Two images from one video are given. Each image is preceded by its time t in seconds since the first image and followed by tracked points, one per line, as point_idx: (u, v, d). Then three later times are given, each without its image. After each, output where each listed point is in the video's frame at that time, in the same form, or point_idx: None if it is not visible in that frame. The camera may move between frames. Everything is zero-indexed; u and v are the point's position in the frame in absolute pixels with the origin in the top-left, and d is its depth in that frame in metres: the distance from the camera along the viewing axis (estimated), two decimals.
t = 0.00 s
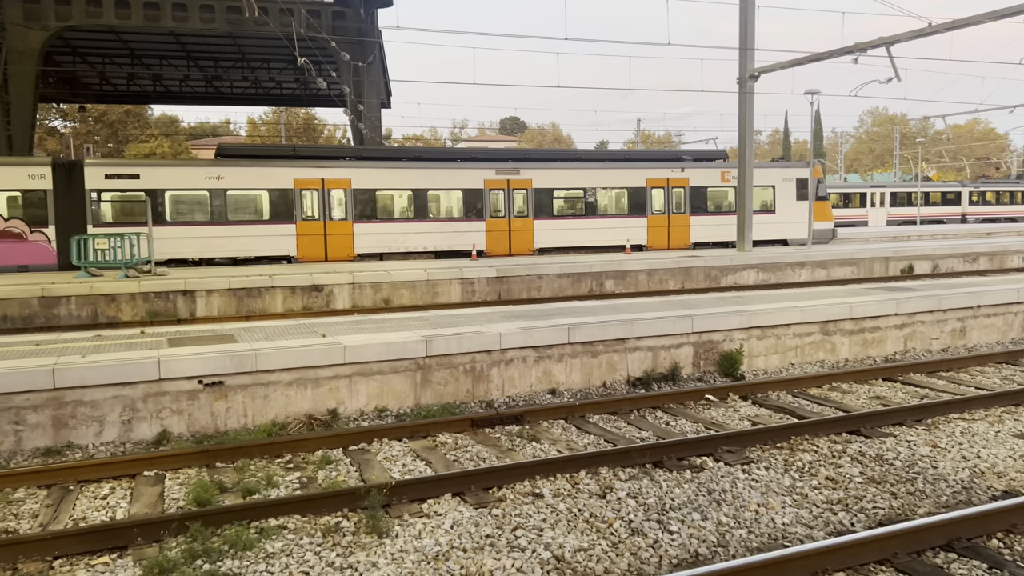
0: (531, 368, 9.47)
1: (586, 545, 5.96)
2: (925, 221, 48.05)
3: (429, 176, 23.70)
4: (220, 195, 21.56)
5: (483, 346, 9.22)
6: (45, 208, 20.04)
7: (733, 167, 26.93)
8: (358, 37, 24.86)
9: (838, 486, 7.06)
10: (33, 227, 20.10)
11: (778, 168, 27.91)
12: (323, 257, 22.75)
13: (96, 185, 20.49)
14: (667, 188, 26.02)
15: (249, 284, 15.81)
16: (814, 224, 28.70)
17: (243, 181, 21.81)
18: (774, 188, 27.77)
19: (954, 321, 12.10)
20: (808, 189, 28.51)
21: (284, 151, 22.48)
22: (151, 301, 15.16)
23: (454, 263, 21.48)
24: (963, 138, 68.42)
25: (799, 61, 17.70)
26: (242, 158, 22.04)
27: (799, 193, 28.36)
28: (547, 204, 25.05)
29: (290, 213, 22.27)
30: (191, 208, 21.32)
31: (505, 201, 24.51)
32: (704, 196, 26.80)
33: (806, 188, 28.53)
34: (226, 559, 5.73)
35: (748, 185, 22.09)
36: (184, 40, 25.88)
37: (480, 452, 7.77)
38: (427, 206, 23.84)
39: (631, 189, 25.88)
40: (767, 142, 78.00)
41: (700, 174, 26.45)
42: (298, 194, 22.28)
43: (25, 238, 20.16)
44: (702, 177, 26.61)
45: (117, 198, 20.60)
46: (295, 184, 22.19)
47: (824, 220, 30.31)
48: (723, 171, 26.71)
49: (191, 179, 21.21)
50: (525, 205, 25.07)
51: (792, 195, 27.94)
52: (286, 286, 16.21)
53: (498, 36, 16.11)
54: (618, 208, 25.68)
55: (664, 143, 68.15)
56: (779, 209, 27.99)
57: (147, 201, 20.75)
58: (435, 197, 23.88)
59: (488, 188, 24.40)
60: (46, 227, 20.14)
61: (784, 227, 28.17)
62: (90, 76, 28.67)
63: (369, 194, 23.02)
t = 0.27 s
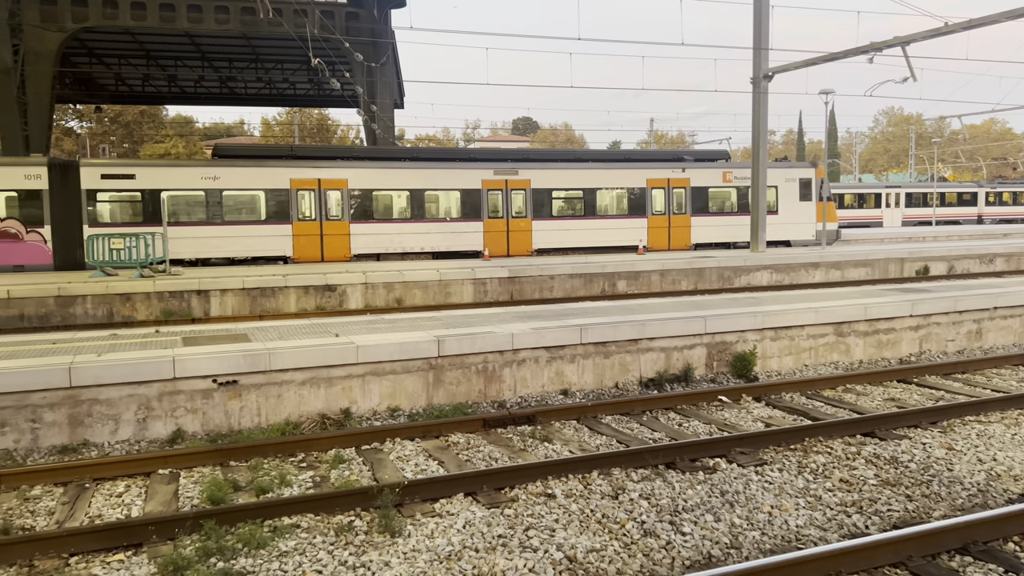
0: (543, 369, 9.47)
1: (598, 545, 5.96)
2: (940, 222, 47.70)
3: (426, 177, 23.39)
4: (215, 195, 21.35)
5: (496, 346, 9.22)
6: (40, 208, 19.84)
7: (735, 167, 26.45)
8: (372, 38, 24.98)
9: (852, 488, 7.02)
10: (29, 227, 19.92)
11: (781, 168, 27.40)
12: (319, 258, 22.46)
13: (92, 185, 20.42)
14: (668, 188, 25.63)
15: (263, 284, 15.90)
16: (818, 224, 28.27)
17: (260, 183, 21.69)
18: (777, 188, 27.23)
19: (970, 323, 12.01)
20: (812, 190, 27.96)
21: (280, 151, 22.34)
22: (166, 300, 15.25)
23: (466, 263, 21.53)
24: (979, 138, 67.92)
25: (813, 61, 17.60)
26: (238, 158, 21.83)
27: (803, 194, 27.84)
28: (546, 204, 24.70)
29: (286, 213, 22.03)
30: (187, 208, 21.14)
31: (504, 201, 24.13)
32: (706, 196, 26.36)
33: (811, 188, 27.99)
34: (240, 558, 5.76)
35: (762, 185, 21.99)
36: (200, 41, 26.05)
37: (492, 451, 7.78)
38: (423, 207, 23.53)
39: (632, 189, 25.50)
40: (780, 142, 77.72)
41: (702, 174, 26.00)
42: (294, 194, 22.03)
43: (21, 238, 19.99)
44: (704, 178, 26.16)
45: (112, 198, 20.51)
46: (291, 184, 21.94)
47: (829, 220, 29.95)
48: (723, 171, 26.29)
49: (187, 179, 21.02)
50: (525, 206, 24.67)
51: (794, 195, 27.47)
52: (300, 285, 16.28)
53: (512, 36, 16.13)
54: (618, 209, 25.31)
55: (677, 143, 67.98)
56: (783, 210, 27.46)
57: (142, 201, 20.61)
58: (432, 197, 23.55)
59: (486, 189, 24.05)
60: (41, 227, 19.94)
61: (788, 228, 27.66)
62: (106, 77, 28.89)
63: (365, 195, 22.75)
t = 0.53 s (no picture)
0: (555, 369, 9.46)
1: (610, 546, 5.95)
2: (956, 223, 47.32)
3: (424, 177, 23.24)
4: (211, 196, 21.35)
5: (508, 346, 9.23)
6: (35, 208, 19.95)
7: (737, 167, 26.15)
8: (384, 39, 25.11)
9: (866, 490, 6.98)
10: (25, 227, 20.14)
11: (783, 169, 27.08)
12: (315, 258, 22.36)
13: (88, 185, 20.44)
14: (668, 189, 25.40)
15: (276, 283, 15.98)
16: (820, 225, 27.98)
17: (272, 182, 21.86)
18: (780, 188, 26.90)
19: (986, 325, 11.91)
20: (815, 190, 27.63)
21: (276, 151, 22.28)
22: (180, 300, 15.34)
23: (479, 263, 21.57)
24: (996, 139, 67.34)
25: (827, 61, 17.51)
26: (234, 159, 21.83)
27: (805, 193, 27.51)
28: (545, 205, 24.50)
29: (282, 214, 21.94)
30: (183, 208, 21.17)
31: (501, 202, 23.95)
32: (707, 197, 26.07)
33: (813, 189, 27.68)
34: (254, 557, 5.79)
35: (775, 185, 21.88)
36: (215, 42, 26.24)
37: (504, 452, 7.79)
38: (421, 207, 23.34)
39: (631, 189, 25.26)
40: (794, 143, 77.37)
41: (702, 174, 25.70)
42: (290, 194, 21.93)
43: (17, 238, 20.22)
44: (705, 178, 25.88)
45: (107, 198, 20.57)
46: (287, 184, 21.83)
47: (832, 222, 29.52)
48: (724, 171, 25.96)
49: (182, 179, 21.02)
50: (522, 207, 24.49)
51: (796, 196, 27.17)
52: (313, 285, 16.36)
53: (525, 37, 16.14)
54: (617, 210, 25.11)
55: (690, 144, 67.79)
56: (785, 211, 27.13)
57: (138, 201, 20.66)
58: (428, 197, 23.35)
59: (483, 189, 23.86)
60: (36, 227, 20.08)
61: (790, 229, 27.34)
62: (121, 78, 29.13)
63: (361, 195, 22.61)
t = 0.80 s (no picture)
0: (567, 369, 9.46)
1: (622, 547, 5.94)
2: (972, 223, 46.91)
3: (421, 177, 23.12)
4: (207, 196, 21.37)
5: (519, 347, 9.23)
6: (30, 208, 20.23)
7: (738, 167, 25.86)
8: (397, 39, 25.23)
9: (880, 492, 6.94)
10: (20, 227, 20.46)
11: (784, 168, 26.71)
12: (311, 258, 22.29)
13: (84, 186, 20.50)
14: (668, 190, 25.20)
15: (289, 283, 16.06)
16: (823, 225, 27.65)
17: (268, 182, 21.82)
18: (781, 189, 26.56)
19: (1001, 326, 11.81)
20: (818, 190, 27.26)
21: (273, 151, 22.26)
22: (193, 299, 15.43)
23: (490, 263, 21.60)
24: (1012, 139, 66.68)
25: (841, 61, 17.42)
26: (230, 159, 21.83)
27: (807, 194, 27.14)
28: (543, 205, 24.37)
29: (277, 214, 21.90)
30: (178, 208, 21.16)
31: (499, 202, 23.81)
32: (708, 197, 25.82)
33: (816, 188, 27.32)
34: (266, 555, 5.82)
35: (788, 185, 21.77)
36: (228, 43, 26.42)
37: (515, 452, 7.79)
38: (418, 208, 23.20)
39: (629, 190, 25.06)
40: (807, 143, 76.99)
41: (702, 174, 25.48)
42: (286, 194, 21.87)
43: (12, 238, 20.54)
44: (705, 178, 25.65)
45: (104, 198, 20.59)
46: (283, 184, 21.78)
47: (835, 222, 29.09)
48: (725, 171, 25.69)
49: (178, 180, 21.05)
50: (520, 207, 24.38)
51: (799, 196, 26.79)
52: (325, 285, 16.42)
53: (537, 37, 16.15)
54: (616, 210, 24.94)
55: (702, 144, 67.57)
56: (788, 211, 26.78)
57: (133, 201, 20.73)
58: (425, 198, 23.21)
59: (481, 190, 23.71)
60: (31, 227, 20.36)
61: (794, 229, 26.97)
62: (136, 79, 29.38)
63: (357, 195, 22.52)
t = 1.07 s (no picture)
0: (578, 370, 9.45)
1: (633, 548, 5.93)
2: (986, 224, 46.52)
3: (416, 177, 23.02)
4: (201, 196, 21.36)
5: (530, 347, 9.24)
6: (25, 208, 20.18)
7: (738, 167, 25.61)
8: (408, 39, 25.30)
9: (893, 494, 6.89)
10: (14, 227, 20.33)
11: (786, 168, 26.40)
12: (306, 258, 22.26)
13: (79, 186, 20.51)
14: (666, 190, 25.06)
15: (301, 283, 16.12)
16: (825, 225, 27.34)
17: (262, 182, 21.79)
18: (782, 189, 26.26)
19: (1016, 327, 11.71)
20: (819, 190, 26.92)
21: (268, 151, 22.27)
22: (206, 298, 15.52)
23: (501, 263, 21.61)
24: None
25: (854, 61, 17.33)
26: (225, 159, 21.80)
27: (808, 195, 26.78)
28: (539, 205, 24.28)
29: (272, 214, 21.88)
30: (173, 208, 21.14)
31: (495, 202, 23.71)
32: (707, 197, 25.62)
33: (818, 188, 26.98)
34: (278, 553, 5.84)
35: (801, 185, 21.67)
36: (241, 44, 26.53)
37: (526, 452, 7.79)
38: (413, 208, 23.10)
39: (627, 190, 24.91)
40: (819, 142, 76.60)
41: (701, 175, 25.29)
42: (280, 194, 21.85)
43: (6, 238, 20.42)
44: (705, 179, 25.45)
45: (99, 198, 20.56)
46: (277, 184, 21.77)
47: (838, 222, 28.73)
48: (724, 171, 25.48)
49: (173, 180, 21.03)
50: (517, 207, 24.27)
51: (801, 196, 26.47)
52: (337, 285, 16.48)
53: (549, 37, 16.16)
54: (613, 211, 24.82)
55: (714, 144, 67.38)
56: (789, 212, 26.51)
57: (128, 201, 20.72)
58: (421, 198, 23.11)
59: (477, 190, 23.61)
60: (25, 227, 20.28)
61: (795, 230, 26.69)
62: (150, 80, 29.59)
63: (352, 196, 22.48)
